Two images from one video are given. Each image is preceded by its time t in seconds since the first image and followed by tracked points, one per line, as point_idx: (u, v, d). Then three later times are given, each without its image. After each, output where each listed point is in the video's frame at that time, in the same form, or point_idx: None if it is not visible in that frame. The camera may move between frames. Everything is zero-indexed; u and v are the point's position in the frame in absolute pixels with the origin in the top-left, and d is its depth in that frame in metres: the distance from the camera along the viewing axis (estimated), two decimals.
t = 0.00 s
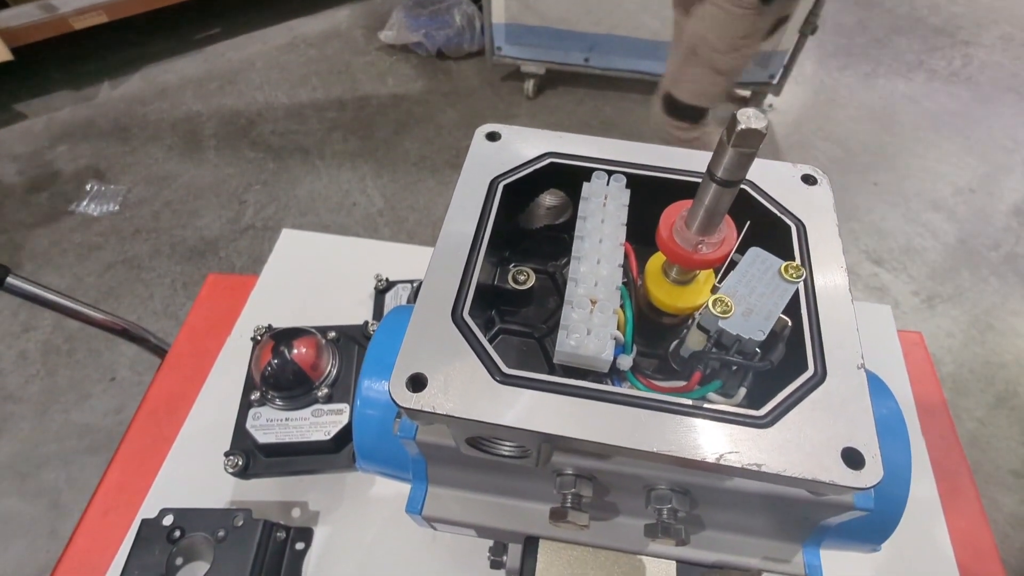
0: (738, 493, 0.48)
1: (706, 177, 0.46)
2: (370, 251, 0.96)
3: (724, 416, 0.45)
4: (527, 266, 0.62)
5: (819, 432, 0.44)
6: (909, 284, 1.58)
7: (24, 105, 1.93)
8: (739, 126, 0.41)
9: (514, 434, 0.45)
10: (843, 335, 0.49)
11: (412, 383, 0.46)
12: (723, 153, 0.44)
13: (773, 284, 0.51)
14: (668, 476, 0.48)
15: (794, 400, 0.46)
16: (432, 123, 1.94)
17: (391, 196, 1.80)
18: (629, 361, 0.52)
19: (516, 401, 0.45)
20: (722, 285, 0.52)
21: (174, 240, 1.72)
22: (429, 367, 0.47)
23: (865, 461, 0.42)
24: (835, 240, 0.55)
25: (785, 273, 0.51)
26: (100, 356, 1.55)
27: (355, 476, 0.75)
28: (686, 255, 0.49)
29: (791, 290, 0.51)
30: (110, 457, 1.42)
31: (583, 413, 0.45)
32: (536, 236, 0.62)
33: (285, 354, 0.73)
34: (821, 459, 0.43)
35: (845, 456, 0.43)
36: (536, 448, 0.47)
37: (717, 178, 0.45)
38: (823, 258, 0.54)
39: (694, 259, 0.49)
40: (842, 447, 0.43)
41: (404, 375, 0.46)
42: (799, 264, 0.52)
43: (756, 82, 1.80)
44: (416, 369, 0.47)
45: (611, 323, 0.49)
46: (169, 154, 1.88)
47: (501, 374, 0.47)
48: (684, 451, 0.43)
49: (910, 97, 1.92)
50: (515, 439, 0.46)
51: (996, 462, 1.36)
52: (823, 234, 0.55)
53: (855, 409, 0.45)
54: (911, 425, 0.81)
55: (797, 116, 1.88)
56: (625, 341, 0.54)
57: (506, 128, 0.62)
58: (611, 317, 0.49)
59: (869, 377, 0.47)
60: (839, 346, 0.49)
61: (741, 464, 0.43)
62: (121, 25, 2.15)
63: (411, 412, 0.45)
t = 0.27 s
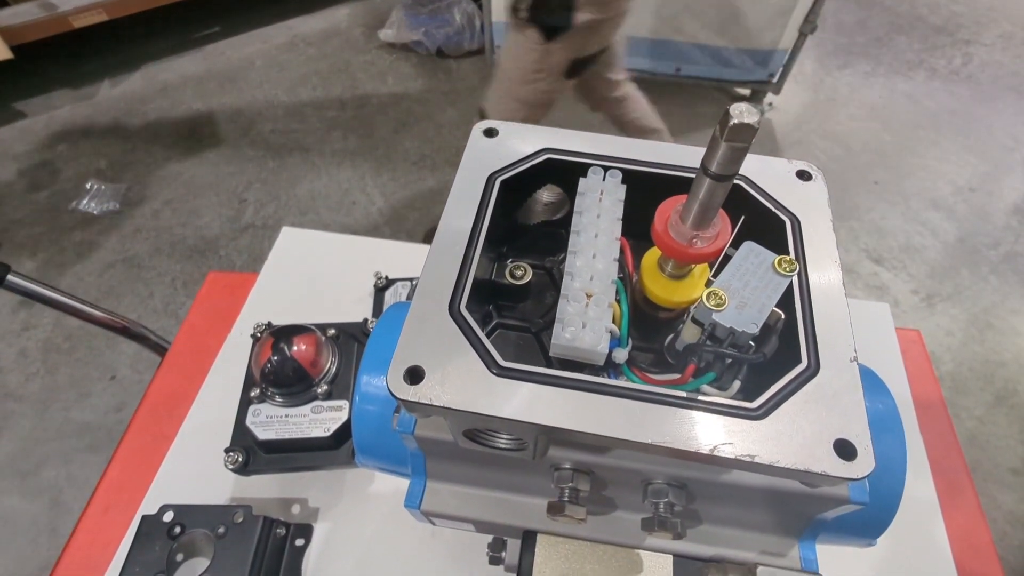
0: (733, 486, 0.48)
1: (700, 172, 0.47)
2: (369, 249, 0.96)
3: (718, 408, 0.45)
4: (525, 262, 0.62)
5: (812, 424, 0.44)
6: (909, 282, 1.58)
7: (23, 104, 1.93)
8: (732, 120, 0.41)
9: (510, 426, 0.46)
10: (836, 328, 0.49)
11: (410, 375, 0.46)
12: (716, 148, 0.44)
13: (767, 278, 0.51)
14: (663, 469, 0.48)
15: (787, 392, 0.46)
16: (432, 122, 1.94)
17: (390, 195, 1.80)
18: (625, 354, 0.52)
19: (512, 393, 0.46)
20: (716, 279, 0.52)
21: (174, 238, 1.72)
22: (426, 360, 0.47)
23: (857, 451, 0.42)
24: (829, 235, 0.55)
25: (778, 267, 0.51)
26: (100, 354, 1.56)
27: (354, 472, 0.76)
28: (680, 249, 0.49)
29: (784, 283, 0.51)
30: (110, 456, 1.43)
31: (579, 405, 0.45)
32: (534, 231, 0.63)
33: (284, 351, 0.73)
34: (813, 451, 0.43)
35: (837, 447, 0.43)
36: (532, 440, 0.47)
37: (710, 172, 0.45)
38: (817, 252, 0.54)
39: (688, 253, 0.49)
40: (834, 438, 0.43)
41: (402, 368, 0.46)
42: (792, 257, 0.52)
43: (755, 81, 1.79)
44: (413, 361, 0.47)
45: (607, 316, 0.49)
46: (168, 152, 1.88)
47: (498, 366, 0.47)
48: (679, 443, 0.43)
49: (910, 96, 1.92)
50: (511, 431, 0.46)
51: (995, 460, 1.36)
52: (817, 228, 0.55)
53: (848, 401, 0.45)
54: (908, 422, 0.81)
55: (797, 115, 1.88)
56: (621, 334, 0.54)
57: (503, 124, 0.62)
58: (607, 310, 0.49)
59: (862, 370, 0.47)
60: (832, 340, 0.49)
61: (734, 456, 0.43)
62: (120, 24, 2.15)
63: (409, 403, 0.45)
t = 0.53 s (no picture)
0: (736, 481, 0.48)
1: (703, 167, 0.47)
2: (371, 247, 0.96)
3: (722, 402, 0.45)
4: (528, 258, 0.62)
5: (815, 418, 0.44)
6: (909, 281, 1.58)
7: (24, 103, 1.93)
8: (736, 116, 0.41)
9: (515, 420, 0.46)
10: (838, 323, 0.49)
11: (415, 369, 0.46)
12: (720, 143, 0.44)
13: (770, 274, 0.51)
14: (666, 464, 0.48)
15: (790, 386, 0.46)
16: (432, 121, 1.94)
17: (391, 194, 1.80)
18: (628, 349, 0.52)
19: (516, 387, 0.46)
20: (719, 275, 0.53)
21: (175, 237, 1.73)
22: (431, 354, 0.47)
23: (860, 445, 0.42)
24: (831, 232, 0.55)
25: (781, 262, 0.51)
26: (101, 353, 1.56)
27: (356, 469, 0.76)
28: (684, 244, 0.49)
29: (787, 278, 0.51)
30: (111, 455, 1.43)
31: (583, 399, 0.45)
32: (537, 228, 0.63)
33: (286, 348, 0.73)
34: (816, 444, 0.43)
35: (840, 440, 0.43)
36: (536, 435, 0.48)
37: (714, 168, 0.45)
38: (819, 249, 0.54)
39: (692, 249, 0.49)
40: (837, 432, 0.43)
41: (407, 362, 0.46)
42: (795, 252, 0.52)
43: (756, 79, 1.80)
44: (418, 356, 0.47)
45: (610, 311, 0.49)
46: (169, 151, 1.88)
47: (502, 361, 0.47)
48: (683, 436, 0.44)
49: (910, 95, 1.92)
50: (515, 425, 0.47)
51: (995, 459, 1.36)
52: (820, 225, 0.55)
53: (851, 396, 0.45)
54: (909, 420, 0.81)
55: (797, 114, 1.88)
56: (625, 329, 0.54)
57: (507, 121, 0.63)
58: (610, 306, 0.49)
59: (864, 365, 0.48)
60: (835, 335, 0.49)
61: (738, 449, 0.43)
62: (121, 23, 2.15)
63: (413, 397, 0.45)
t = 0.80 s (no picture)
0: (739, 479, 0.48)
1: (707, 166, 0.47)
2: (372, 246, 0.96)
3: (725, 400, 0.45)
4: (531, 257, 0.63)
5: (819, 416, 0.44)
6: (909, 281, 1.58)
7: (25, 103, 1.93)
8: (741, 113, 0.41)
9: (519, 418, 0.46)
10: (841, 321, 0.49)
11: (420, 367, 0.46)
12: (724, 141, 0.44)
13: (773, 271, 0.51)
14: (669, 462, 0.48)
15: (794, 384, 0.46)
16: (432, 120, 1.94)
17: (391, 193, 1.80)
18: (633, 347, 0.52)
19: (521, 384, 0.46)
20: (723, 272, 0.53)
21: (176, 237, 1.73)
22: (436, 352, 0.47)
23: (864, 442, 0.43)
24: (834, 231, 0.55)
25: (785, 259, 0.51)
26: (102, 353, 1.56)
27: (358, 468, 0.76)
28: (688, 242, 0.49)
29: (791, 277, 0.51)
30: (112, 454, 1.43)
31: (587, 397, 0.45)
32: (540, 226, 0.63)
33: (289, 347, 0.73)
34: (820, 441, 0.43)
35: (844, 438, 0.43)
36: (541, 433, 0.48)
37: (719, 165, 0.45)
38: (822, 247, 0.54)
39: (696, 246, 0.49)
40: (841, 430, 0.43)
41: (412, 360, 0.46)
42: (798, 251, 0.52)
43: (756, 79, 1.80)
44: (423, 353, 0.47)
45: (615, 309, 0.49)
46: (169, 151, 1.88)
47: (507, 358, 0.47)
48: (687, 434, 0.44)
49: (910, 95, 1.92)
50: (520, 423, 0.47)
51: (996, 459, 1.36)
52: (823, 224, 0.55)
53: (854, 394, 0.46)
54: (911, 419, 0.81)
55: (798, 113, 1.88)
56: (629, 327, 0.54)
57: (510, 119, 0.63)
58: (615, 304, 0.49)
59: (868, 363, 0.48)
60: (838, 333, 0.49)
61: (742, 447, 0.43)
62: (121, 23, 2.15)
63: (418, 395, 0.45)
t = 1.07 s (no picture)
0: (739, 488, 0.48)
1: (707, 177, 0.47)
2: (373, 249, 0.96)
3: (725, 411, 0.45)
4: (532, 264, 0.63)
5: (819, 427, 0.44)
6: (909, 282, 1.58)
7: (25, 104, 1.93)
8: (741, 126, 0.41)
9: (520, 428, 0.46)
10: (842, 331, 0.49)
11: (421, 378, 0.46)
12: (724, 153, 0.44)
13: (773, 282, 0.51)
14: (669, 471, 0.48)
15: (794, 395, 0.46)
16: (432, 121, 1.94)
17: (391, 194, 1.80)
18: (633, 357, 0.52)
19: (522, 395, 0.46)
20: (723, 282, 0.53)
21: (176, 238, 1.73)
22: (437, 362, 0.47)
23: (865, 454, 0.42)
24: (835, 240, 0.55)
25: (785, 270, 0.51)
26: (102, 354, 1.56)
27: (359, 472, 0.76)
28: (688, 253, 0.50)
29: (791, 287, 0.51)
30: (112, 455, 1.43)
31: (588, 408, 0.45)
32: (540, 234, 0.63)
33: (289, 351, 0.73)
34: (820, 452, 0.43)
35: (844, 449, 0.43)
36: (541, 443, 0.48)
37: (719, 177, 0.45)
38: (823, 256, 0.54)
39: (696, 257, 0.49)
40: (841, 441, 0.43)
41: (413, 370, 0.46)
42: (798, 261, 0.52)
43: (757, 80, 1.80)
44: (424, 364, 0.47)
45: (615, 320, 0.49)
46: (170, 152, 1.88)
47: (507, 369, 0.47)
48: (687, 445, 0.44)
49: (911, 96, 1.92)
50: (520, 433, 0.47)
51: (996, 460, 1.36)
52: (824, 232, 0.55)
53: (855, 404, 0.46)
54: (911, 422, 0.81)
55: (798, 114, 1.88)
56: (629, 337, 0.54)
57: (511, 127, 0.63)
58: (615, 314, 0.49)
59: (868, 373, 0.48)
60: (838, 343, 0.49)
61: (742, 458, 0.43)
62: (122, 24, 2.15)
63: (419, 406, 0.45)
